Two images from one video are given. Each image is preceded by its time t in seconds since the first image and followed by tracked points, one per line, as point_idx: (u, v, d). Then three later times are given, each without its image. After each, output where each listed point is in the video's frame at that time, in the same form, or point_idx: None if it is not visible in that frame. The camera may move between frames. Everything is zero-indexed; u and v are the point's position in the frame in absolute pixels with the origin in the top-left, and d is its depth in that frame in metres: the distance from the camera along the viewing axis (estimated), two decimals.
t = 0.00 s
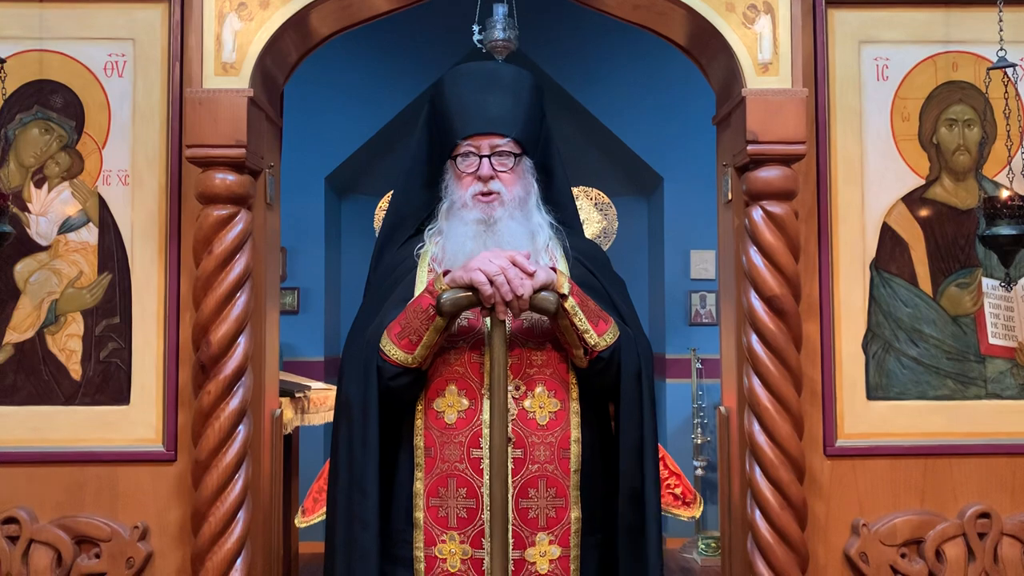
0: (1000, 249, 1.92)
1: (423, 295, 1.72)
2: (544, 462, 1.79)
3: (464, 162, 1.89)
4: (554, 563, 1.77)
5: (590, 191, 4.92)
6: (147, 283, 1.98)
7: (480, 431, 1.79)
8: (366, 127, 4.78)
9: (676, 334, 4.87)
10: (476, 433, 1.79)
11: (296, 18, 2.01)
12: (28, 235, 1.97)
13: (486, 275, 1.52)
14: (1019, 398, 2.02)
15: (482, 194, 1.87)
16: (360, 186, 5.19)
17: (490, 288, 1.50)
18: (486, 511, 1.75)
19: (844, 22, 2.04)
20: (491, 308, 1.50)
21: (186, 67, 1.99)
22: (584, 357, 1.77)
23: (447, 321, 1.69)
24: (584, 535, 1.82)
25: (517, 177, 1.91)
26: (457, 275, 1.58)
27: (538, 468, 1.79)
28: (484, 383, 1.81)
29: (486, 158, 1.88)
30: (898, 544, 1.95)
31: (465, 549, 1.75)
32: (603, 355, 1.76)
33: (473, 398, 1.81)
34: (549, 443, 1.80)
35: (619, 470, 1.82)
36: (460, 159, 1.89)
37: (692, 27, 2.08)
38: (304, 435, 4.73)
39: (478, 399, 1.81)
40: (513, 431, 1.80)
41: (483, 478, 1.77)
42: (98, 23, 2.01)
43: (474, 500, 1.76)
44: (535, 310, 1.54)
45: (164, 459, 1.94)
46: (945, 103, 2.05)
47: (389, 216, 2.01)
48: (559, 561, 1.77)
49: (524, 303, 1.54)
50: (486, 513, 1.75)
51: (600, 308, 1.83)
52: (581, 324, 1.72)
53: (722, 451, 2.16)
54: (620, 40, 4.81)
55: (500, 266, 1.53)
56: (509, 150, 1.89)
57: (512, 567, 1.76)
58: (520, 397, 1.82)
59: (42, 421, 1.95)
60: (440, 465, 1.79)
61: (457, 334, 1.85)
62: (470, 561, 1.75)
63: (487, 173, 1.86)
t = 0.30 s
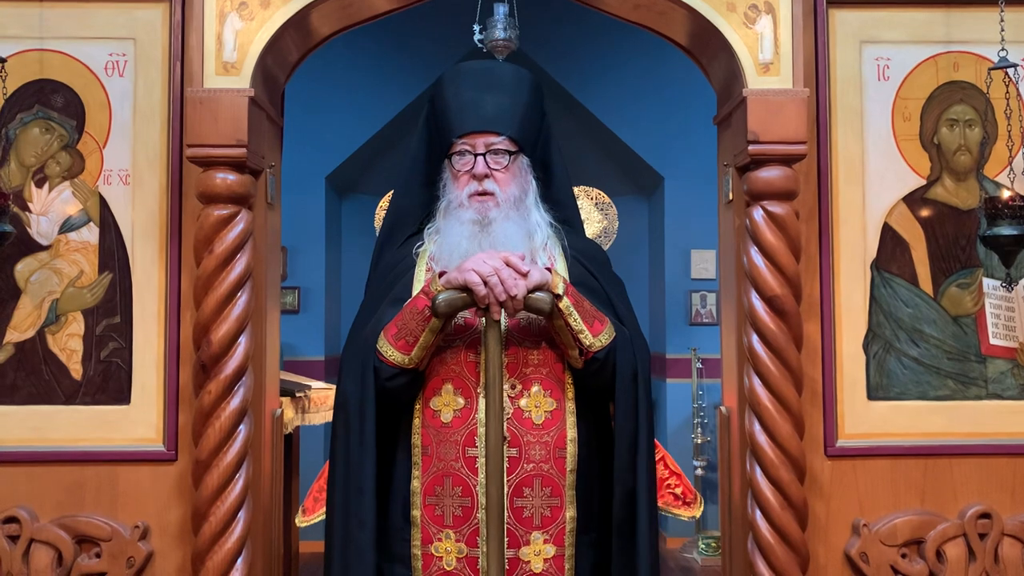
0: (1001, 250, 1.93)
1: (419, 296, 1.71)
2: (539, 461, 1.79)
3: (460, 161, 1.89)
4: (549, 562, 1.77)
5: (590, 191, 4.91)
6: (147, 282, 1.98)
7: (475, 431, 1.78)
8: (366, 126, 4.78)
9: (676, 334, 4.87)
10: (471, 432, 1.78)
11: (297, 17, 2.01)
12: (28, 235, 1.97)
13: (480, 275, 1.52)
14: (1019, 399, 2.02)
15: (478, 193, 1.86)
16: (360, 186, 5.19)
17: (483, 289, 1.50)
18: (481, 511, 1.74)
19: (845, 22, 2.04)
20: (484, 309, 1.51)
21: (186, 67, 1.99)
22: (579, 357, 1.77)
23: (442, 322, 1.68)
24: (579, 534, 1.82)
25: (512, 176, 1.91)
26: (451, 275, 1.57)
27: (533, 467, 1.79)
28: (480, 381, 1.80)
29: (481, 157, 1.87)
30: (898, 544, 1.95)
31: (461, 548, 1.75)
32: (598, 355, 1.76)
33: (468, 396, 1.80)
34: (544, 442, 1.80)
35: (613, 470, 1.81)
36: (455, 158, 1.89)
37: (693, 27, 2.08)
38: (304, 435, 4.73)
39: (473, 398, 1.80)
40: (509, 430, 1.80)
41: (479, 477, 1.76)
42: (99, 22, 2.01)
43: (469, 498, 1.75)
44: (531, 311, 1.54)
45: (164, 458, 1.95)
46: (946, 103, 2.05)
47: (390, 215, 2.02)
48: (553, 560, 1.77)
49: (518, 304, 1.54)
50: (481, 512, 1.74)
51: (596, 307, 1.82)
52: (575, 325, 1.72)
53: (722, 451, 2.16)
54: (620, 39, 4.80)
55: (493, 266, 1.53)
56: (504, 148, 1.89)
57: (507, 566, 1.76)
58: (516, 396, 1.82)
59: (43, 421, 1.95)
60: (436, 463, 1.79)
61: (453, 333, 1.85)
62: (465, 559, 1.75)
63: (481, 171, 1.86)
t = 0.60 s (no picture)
0: (1001, 251, 1.93)
1: (416, 297, 1.71)
2: (536, 466, 1.80)
3: (459, 163, 1.89)
4: (548, 566, 1.77)
5: (590, 191, 4.94)
6: (147, 283, 1.98)
7: (473, 435, 1.77)
8: (366, 127, 4.78)
9: (677, 335, 4.87)
10: (468, 437, 1.78)
11: (298, 17, 2.01)
12: (29, 235, 1.97)
13: (477, 276, 1.51)
14: (1020, 400, 2.02)
15: (477, 194, 1.86)
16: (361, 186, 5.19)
17: (480, 290, 1.50)
18: (478, 514, 1.74)
19: (846, 23, 2.04)
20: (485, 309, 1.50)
21: (187, 67, 1.99)
22: (577, 359, 1.76)
23: (439, 324, 1.68)
24: (579, 538, 1.82)
25: (512, 177, 1.91)
26: (448, 276, 1.56)
27: (531, 472, 1.79)
28: (477, 386, 1.80)
29: (480, 158, 1.87)
30: (899, 545, 1.95)
31: (457, 551, 1.75)
32: (596, 356, 1.75)
33: (466, 401, 1.80)
34: (541, 446, 1.80)
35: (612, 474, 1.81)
36: (455, 160, 1.89)
37: (695, 28, 2.07)
38: (304, 435, 4.73)
39: (471, 402, 1.80)
40: (505, 434, 1.80)
41: (476, 481, 1.76)
42: (100, 23, 2.01)
43: (467, 502, 1.75)
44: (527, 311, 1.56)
45: (164, 459, 1.94)
46: (947, 104, 2.05)
47: (391, 216, 2.02)
48: (552, 565, 1.77)
49: (515, 304, 1.53)
50: (478, 515, 1.74)
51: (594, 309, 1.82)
52: (573, 326, 1.72)
53: (723, 452, 2.15)
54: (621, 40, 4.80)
55: (490, 267, 1.52)
56: (503, 150, 1.88)
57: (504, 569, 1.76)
58: (513, 401, 1.82)
59: (43, 421, 1.95)
60: (434, 467, 1.79)
61: (452, 336, 1.84)
62: (462, 562, 1.75)
63: (481, 173, 1.86)
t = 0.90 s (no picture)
0: (1003, 253, 1.92)
1: (420, 298, 1.71)
2: (539, 468, 1.79)
3: (463, 164, 1.89)
4: (550, 568, 1.77)
5: (592, 193, 5.00)
6: (149, 284, 1.98)
7: (475, 437, 1.77)
8: (367, 128, 4.78)
9: (678, 336, 4.87)
10: (471, 439, 1.78)
11: (300, 19, 2.01)
12: (31, 236, 1.97)
13: (482, 278, 1.52)
14: (1021, 402, 2.02)
15: (480, 195, 1.87)
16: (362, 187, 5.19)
17: (484, 291, 1.50)
18: (481, 516, 1.74)
19: (848, 25, 2.04)
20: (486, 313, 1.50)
21: (188, 68, 1.99)
22: (580, 361, 1.76)
23: (443, 326, 1.67)
24: (581, 540, 1.82)
25: (516, 179, 1.91)
26: (452, 277, 1.56)
27: (534, 474, 1.79)
28: (481, 388, 1.80)
29: (484, 159, 1.88)
30: (901, 548, 1.95)
31: (460, 553, 1.75)
32: (599, 359, 1.75)
33: (469, 402, 1.80)
34: (544, 448, 1.80)
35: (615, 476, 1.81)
36: (458, 160, 1.89)
37: (696, 30, 2.07)
38: (305, 436, 4.73)
39: (473, 404, 1.80)
40: (509, 436, 1.80)
41: (479, 483, 1.76)
42: (102, 24, 2.01)
43: (469, 504, 1.75)
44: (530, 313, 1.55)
45: (165, 460, 1.94)
46: (949, 106, 2.05)
47: (392, 217, 2.02)
48: (554, 566, 1.77)
49: (520, 306, 1.53)
50: (481, 517, 1.74)
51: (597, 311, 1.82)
52: (578, 327, 1.72)
53: (724, 454, 2.15)
54: (622, 41, 4.80)
55: (494, 269, 1.52)
56: (506, 151, 1.89)
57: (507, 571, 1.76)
58: (516, 403, 1.82)
59: (44, 422, 1.95)
60: (436, 469, 1.79)
61: (455, 338, 1.85)
62: (465, 564, 1.75)
63: (485, 174, 1.86)
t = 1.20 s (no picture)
0: (1004, 253, 1.95)
1: (429, 298, 1.71)
2: (544, 466, 1.79)
3: (468, 164, 1.89)
4: (554, 566, 1.76)
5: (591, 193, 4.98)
6: (150, 284, 1.98)
7: (482, 435, 1.78)
8: (368, 128, 4.78)
9: (679, 337, 4.87)
10: (478, 437, 1.78)
11: (301, 19, 2.01)
12: (32, 236, 1.97)
13: (494, 278, 1.51)
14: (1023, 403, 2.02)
15: (485, 195, 1.87)
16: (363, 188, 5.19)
17: (496, 292, 1.50)
18: (487, 514, 1.74)
19: (849, 26, 2.04)
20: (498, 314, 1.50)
21: (190, 68, 1.99)
22: (586, 362, 1.76)
23: (453, 325, 1.68)
24: (584, 539, 1.82)
25: (520, 180, 1.91)
26: (462, 277, 1.56)
27: (539, 472, 1.79)
28: (487, 387, 1.80)
29: (489, 160, 1.88)
30: (902, 549, 1.95)
31: (466, 552, 1.75)
32: (605, 360, 1.75)
33: (476, 401, 1.80)
34: (550, 447, 1.80)
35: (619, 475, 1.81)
36: (464, 160, 1.89)
37: (698, 30, 2.07)
38: (306, 436, 4.74)
39: (480, 402, 1.80)
40: (515, 434, 1.79)
41: (485, 481, 1.76)
42: (103, 24, 2.01)
43: (475, 503, 1.75)
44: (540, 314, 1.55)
45: (166, 460, 1.94)
46: (950, 107, 2.05)
47: (394, 218, 2.02)
48: (559, 565, 1.77)
49: (530, 308, 1.53)
50: (487, 515, 1.74)
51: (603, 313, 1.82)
52: (585, 329, 1.72)
53: (726, 455, 2.15)
54: (624, 42, 4.80)
55: (508, 270, 1.52)
56: (511, 152, 1.89)
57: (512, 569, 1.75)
58: (522, 402, 1.82)
59: (45, 422, 1.95)
60: (441, 467, 1.79)
61: (460, 337, 1.85)
62: (470, 563, 1.75)
63: (490, 174, 1.87)
